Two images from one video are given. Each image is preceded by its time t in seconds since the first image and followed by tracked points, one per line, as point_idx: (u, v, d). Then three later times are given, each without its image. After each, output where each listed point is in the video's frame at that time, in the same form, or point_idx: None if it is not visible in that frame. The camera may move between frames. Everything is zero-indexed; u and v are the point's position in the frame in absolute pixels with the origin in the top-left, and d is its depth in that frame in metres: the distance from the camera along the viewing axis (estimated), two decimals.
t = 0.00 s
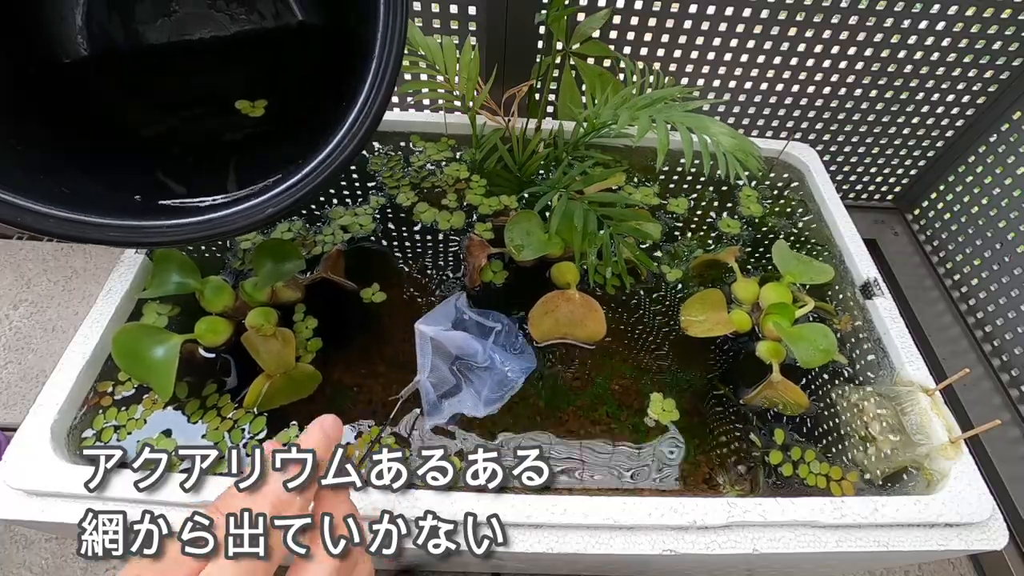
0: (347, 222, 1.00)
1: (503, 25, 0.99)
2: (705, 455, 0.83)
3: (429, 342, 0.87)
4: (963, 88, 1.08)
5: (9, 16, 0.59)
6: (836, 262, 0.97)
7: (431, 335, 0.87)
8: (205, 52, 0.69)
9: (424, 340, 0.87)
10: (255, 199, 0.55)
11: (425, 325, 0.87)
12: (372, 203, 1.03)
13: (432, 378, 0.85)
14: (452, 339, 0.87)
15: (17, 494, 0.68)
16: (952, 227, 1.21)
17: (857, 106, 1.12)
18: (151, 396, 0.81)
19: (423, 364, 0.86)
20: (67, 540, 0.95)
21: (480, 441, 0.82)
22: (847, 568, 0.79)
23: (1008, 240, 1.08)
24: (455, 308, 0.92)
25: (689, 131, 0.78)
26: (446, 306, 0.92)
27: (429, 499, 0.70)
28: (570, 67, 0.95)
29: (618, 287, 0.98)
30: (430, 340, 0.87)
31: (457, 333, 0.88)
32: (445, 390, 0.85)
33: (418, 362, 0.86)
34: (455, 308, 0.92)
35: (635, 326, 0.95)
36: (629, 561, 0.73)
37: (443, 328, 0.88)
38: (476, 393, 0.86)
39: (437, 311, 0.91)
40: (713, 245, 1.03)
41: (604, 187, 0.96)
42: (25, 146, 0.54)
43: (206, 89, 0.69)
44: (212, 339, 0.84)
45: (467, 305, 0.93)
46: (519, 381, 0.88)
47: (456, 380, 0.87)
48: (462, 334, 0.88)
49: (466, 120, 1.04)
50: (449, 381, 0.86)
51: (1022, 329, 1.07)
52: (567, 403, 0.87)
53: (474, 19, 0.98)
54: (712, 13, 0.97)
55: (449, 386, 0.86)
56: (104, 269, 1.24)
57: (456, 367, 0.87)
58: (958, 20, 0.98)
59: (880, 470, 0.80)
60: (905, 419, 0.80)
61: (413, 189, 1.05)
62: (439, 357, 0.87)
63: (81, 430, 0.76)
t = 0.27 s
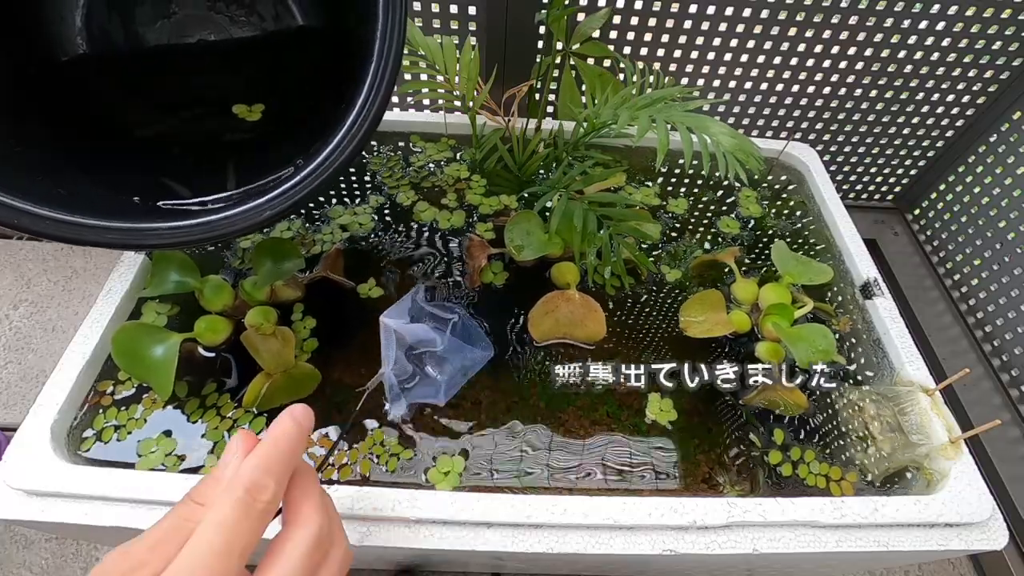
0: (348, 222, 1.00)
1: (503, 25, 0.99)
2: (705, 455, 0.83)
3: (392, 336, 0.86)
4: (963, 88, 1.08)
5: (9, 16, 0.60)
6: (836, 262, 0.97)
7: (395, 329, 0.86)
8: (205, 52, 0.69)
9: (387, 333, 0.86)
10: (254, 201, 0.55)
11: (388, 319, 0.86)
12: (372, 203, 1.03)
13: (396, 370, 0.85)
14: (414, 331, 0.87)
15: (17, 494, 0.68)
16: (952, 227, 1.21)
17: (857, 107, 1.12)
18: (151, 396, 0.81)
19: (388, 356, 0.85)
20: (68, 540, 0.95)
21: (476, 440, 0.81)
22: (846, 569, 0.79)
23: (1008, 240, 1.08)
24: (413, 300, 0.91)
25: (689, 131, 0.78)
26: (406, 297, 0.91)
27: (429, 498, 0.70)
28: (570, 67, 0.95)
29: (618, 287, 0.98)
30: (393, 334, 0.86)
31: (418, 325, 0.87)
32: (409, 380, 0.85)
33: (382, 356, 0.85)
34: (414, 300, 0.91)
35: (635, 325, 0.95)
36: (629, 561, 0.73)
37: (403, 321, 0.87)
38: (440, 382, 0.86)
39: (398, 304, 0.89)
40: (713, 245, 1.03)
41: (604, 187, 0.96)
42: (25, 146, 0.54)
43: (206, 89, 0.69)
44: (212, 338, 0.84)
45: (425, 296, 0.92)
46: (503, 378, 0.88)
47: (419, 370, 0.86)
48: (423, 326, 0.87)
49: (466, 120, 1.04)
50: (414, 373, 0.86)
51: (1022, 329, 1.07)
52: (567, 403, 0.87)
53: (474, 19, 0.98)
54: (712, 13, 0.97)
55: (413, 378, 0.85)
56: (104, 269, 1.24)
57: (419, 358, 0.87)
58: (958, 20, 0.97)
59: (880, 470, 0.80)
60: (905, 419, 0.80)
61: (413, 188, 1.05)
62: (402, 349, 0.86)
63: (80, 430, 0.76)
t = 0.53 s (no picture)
0: (348, 222, 1.00)
1: (503, 25, 0.99)
2: (705, 455, 0.83)
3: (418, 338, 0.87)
4: (963, 88, 1.08)
5: (9, 16, 0.60)
6: (836, 262, 0.97)
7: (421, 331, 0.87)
8: (205, 53, 0.69)
9: (415, 335, 0.87)
10: (251, 201, 0.55)
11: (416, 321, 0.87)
12: (373, 203, 1.03)
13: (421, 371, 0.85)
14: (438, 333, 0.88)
15: (17, 494, 0.68)
16: (952, 227, 1.21)
17: (857, 107, 1.12)
18: (152, 396, 0.81)
19: (416, 359, 0.86)
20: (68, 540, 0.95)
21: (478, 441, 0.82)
22: (846, 569, 0.79)
23: (1008, 240, 1.08)
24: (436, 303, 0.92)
25: (690, 131, 0.78)
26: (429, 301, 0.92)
27: (430, 499, 0.70)
28: (570, 67, 0.95)
29: (619, 287, 0.98)
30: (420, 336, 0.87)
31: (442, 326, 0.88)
32: (434, 380, 0.86)
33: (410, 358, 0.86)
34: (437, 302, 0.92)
35: (636, 326, 0.95)
36: (629, 561, 0.73)
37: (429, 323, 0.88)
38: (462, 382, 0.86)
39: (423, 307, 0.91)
40: (714, 245, 1.03)
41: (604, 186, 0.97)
42: (25, 146, 0.54)
43: (206, 89, 0.69)
44: (212, 339, 0.84)
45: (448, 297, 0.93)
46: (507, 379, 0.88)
47: (441, 370, 0.87)
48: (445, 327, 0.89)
49: (466, 120, 1.04)
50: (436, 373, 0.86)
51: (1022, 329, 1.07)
52: (567, 403, 0.87)
53: (474, 19, 0.98)
54: (712, 13, 0.97)
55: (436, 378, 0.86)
56: (104, 270, 1.24)
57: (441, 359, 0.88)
58: (958, 20, 0.97)
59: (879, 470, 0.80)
60: (905, 419, 0.80)
61: (414, 189, 1.05)
62: (427, 351, 0.87)
63: (81, 431, 0.76)
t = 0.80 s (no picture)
0: (348, 222, 1.00)
1: (503, 25, 0.99)
2: (705, 455, 0.83)
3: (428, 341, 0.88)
4: (963, 88, 1.08)
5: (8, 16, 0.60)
6: (836, 262, 0.97)
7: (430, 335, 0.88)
8: (204, 53, 0.69)
9: (426, 338, 0.88)
10: (250, 199, 0.55)
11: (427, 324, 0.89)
12: (373, 203, 1.03)
13: (431, 374, 0.86)
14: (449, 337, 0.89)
15: (17, 494, 0.68)
16: (952, 227, 1.21)
17: (857, 106, 1.12)
18: (152, 397, 0.81)
19: (425, 362, 0.87)
20: (68, 540, 0.95)
21: (480, 441, 0.82)
22: (846, 569, 0.79)
23: (1008, 240, 1.08)
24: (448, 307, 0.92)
25: (690, 131, 0.78)
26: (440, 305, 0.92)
27: (429, 499, 0.70)
28: (570, 67, 0.95)
29: (618, 288, 0.98)
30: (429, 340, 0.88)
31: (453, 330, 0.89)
32: (444, 383, 0.86)
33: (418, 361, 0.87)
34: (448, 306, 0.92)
35: (636, 325, 0.95)
36: (629, 561, 0.73)
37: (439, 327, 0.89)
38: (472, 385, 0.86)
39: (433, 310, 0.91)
40: (714, 245, 1.03)
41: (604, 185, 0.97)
42: (25, 146, 0.54)
43: (205, 89, 0.69)
44: (212, 339, 0.84)
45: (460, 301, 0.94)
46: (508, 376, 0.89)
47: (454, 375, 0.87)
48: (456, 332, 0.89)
49: (466, 120, 1.04)
50: (446, 377, 0.87)
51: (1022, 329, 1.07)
52: (567, 403, 0.87)
53: (474, 18, 0.98)
54: (712, 13, 0.97)
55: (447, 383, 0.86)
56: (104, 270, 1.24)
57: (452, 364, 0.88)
58: (958, 20, 0.98)
59: (879, 469, 0.80)
60: (905, 418, 0.81)
61: (414, 189, 1.05)
62: (438, 354, 0.88)
63: (81, 431, 0.76)
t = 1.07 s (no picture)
0: (347, 222, 1.00)
1: (503, 25, 0.99)
2: (705, 455, 0.83)
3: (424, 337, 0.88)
4: (963, 88, 1.08)
5: (8, 15, 0.60)
6: (836, 262, 0.97)
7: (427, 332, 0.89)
8: (204, 53, 0.70)
9: (421, 335, 0.89)
10: (250, 201, 0.55)
11: (423, 321, 0.90)
12: (372, 203, 1.03)
13: (427, 371, 0.86)
14: (445, 334, 0.89)
15: (17, 494, 0.68)
16: (952, 227, 1.21)
17: (857, 106, 1.12)
18: (151, 396, 0.81)
19: (421, 359, 0.87)
20: (68, 540, 0.95)
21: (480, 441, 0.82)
22: (846, 569, 0.79)
23: (1008, 240, 1.08)
24: (444, 305, 0.93)
25: (690, 131, 0.78)
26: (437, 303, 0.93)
27: (429, 499, 0.70)
28: (570, 67, 0.95)
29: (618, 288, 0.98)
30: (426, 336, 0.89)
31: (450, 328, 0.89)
32: (439, 381, 0.86)
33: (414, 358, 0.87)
34: (444, 305, 0.93)
35: (635, 325, 0.95)
36: (629, 561, 0.73)
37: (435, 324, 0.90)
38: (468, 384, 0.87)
39: (429, 307, 0.92)
40: (713, 245, 1.03)
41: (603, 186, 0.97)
42: (24, 146, 0.54)
43: (205, 89, 0.69)
44: (212, 339, 0.84)
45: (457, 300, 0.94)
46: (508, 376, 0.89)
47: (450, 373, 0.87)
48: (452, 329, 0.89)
49: (466, 120, 1.04)
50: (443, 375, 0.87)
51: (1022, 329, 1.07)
52: (567, 403, 0.87)
53: (474, 18, 0.98)
54: (712, 13, 0.97)
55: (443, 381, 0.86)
56: (104, 269, 1.24)
57: (449, 362, 0.88)
58: (958, 20, 0.98)
59: (879, 470, 0.80)
60: (904, 419, 0.80)
61: (413, 189, 1.05)
62: (434, 352, 0.88)
63: (81, 431, 0.76)
